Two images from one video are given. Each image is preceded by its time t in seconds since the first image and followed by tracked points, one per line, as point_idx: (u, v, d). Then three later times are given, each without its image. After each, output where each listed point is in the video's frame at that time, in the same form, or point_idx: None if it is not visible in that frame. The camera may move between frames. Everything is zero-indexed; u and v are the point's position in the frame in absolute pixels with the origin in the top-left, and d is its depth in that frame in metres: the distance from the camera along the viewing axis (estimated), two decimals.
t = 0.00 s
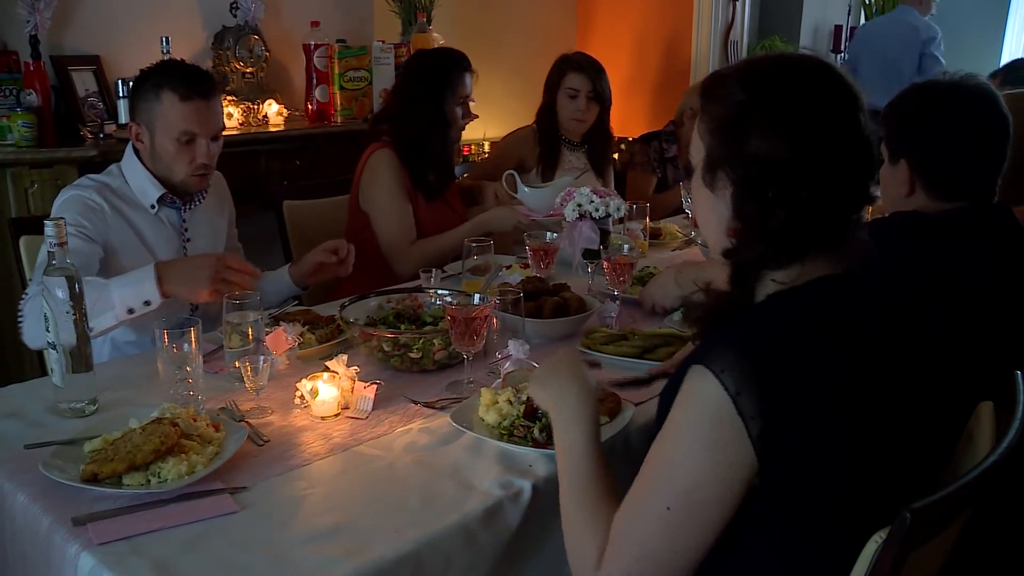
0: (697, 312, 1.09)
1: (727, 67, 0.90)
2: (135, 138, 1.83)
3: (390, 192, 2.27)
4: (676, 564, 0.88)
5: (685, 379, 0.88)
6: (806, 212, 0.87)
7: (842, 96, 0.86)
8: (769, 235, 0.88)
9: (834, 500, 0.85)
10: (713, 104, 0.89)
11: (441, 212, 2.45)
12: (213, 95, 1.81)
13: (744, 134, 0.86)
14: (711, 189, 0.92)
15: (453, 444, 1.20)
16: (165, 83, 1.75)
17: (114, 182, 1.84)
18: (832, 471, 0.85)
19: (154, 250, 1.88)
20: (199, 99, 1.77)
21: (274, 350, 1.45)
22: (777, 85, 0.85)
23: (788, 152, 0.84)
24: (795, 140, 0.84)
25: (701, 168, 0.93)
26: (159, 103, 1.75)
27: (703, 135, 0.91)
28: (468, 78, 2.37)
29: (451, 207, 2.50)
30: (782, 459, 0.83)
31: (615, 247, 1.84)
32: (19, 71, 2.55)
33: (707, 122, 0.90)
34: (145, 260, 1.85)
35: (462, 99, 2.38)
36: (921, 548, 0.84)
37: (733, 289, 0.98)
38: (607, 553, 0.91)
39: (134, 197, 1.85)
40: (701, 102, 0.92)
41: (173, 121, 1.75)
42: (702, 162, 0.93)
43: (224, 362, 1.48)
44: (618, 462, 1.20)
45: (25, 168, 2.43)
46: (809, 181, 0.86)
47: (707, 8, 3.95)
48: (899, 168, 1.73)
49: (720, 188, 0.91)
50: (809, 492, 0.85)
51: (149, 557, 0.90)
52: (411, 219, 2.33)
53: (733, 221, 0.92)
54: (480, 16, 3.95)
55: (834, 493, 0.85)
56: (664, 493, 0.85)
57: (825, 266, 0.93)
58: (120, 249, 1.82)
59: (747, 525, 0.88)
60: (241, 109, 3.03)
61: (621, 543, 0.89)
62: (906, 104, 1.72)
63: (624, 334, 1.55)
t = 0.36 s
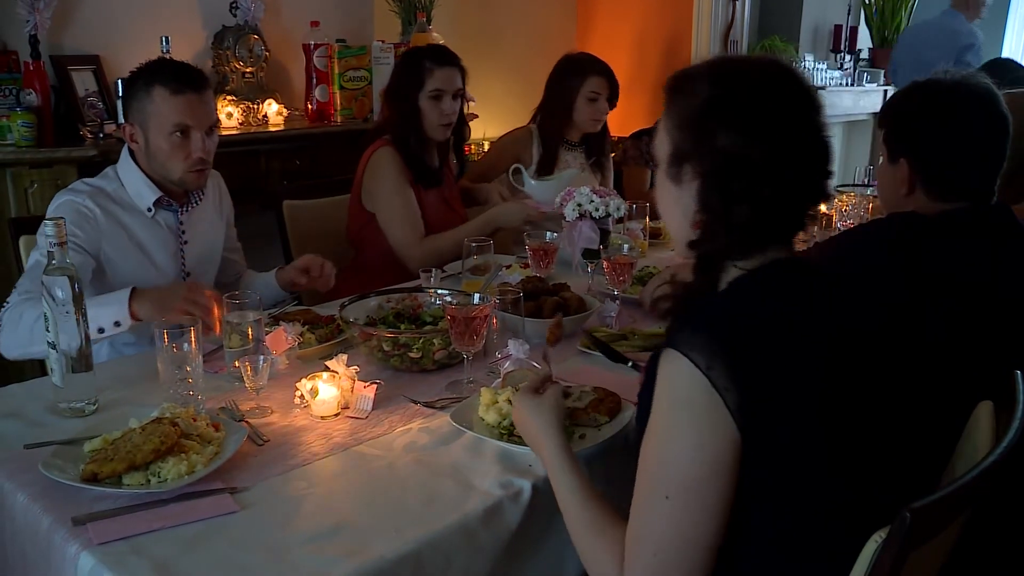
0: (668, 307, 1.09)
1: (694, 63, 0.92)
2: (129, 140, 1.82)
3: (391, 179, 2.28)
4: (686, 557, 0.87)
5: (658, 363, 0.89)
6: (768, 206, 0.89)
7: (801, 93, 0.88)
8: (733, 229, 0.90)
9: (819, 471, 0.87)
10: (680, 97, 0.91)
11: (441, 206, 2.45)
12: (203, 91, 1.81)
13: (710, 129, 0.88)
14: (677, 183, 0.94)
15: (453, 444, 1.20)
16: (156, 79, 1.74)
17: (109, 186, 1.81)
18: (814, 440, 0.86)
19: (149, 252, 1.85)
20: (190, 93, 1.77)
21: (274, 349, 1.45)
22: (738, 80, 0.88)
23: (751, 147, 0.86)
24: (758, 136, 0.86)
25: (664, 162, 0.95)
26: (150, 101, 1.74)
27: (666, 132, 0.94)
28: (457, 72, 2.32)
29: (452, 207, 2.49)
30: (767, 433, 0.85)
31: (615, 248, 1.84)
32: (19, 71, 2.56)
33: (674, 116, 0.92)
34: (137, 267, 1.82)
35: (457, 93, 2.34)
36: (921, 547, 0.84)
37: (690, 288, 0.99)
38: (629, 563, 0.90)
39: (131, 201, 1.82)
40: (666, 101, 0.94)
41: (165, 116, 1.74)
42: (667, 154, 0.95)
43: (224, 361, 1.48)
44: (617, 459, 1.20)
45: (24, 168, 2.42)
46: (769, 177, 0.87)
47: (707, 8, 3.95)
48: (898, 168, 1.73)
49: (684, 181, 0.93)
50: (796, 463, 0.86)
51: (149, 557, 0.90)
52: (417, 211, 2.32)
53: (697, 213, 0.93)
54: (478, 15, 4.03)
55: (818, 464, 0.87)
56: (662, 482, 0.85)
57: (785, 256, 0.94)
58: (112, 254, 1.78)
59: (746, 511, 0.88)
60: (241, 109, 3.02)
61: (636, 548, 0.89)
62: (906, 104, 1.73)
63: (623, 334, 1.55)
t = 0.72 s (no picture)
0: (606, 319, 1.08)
1: (604, 88, 0.92)
2: (122, 143, 1.76)
3: (399, 165, 2.28)
4: (658, 536, 0.87)
5: (625, 346, 0.89)
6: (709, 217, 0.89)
7: (711, 104, 0.89)
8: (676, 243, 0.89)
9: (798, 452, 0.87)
10: (602, 121, 0.90)
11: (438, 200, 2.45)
12: (203, 92, 1.80)
13: (639, 150, 0.88)
14: (612, 208, 0.92)
15: (452, 444, 1.20)
16: (165, 83, 1.73)
17: (102, 190, 1.80)
18: (791, 425, 0.87)
19: (144, 254, 1.84)
20: (196, 96, 1.76)
21: (274, 349, 1.46)
22: (654, 100, 0.88)
23: (684, 164, 0.87)
24: (690, 153, 0.87)
25: (595, 185, 0.93)
26: (161, 105, 1.71)
27: (591, 160, 0.92)
28: (452, 72, 2.31)
29: (448, 203, 2.49)
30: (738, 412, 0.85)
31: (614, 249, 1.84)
32: (19, 71, 2.55)
33: (595, 142, 0.91)
34: (133, 273, 1.81)
35: (450, 92, 2.32)
36: (919, 547, 0.84)
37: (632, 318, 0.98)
38: (605, 542, 0.90)
39: (125, 205, 1.81)
40: (582, 126, 0.94)
41: (181, 119, 1.73)
42: (595, 182, 0.93)
43: (224, 361, 1.48)
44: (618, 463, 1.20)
45: (25, 168, 2.43)
46: (703, 192, 0.88)
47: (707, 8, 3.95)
48: (898, 167, 1.74)
49: (621, 206, 0.91)
50: (772, 444, 0.86)
51: (149, 556, 0.90)
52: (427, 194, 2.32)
53: (637, 233, 0.92)
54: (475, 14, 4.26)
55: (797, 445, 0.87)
56: (633, 458, 0.86)
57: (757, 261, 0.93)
58: (109, 258, 1.77)
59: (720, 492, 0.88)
60: (241, 109, 3.02)
61: (612, 527, 0.89)
62: (905, 103, 1.73)
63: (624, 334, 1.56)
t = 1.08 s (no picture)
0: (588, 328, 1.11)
1: (586, 95, 0.96)
2: (126, 143, 1.75)
3: (401, 166, 2.28)
4: (626, 519, 0.90)
5: (607, 341, 0.93)
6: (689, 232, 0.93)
7: (681, 114, 0.94)
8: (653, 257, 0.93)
9: (771, 443, 0.89)
10: (580, 127, 0.95)
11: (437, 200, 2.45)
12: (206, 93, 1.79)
13: (627, 164, 0.92)
14: (593, 216, 0.97)
15: (452, 444, 1.20)
16: (175, 88, 1.72)
17: (100, 192, 1.80)
18: (774, 423, 0.89)
19: (143, 255, 1.84)
20: (203, 98, 1.76)
21: (274, 348, 1.45)
22: (633, 107, 0.93)
23: (668, 181, 0.91)
24: (671, 170, 0.92)
25: (576, 192, 0.97)
26: (172, 110, 1.71)
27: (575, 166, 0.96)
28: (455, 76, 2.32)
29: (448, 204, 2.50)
30: (710, 400, 0.87)
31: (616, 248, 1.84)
32: (19, 71, 2.55)
33: (579, 153, 0.95)
34: (133, 274, 1.81)
35: (454, 96, 2.33)
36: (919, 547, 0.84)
37: (604, 320, 1.02)
38: (575, 526, 0.93)
39: (125, 206, 1.81)
40: (568, 131, 0.96)
41: (193, 123, 1.73)
42: (576, 190, 0.97)
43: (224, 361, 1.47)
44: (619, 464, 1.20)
45: (25, 167, 2.43)
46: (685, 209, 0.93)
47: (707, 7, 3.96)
48: (893, 167, 1.74)
49: (603, 212, 0.96)
50: (746, 435, 0.88)
51: (150, 555, 0.90)
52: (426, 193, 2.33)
53: (614, 241, 0.97)
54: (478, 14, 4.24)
55: (771, 436, 0.89)
56: (606, 444, 0.89)
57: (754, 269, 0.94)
58: (106, 260, 1.77)
59: (693, 483, 0.90)
60: (241, 108, 3.02)
61: (582, 512, 0.92)
62: (899, 104, 1.73)
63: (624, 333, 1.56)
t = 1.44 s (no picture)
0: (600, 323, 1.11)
1: (600, 92, 0.96)
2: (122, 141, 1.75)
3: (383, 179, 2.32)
4: (628, 517, 0.90)
5: (614, 340, 0.93)
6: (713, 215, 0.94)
7: (686, 113, 0.95)
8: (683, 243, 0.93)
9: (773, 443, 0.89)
10: (598, 122, 0.95)
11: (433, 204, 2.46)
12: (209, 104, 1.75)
13: (660, 149, 0.92)
14: (620, 209, 0.95)
15: (454, 443, 1.20)
16: (167, 90, 1.68)
17: (100, 191, 1.80)
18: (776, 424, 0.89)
19: (142, 254, 1.84)
20: (201, 107, 1.71)
21: (274, 348, 1.46)
22: (646, 96, 0.94)
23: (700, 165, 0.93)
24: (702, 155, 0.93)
25: (598, 188, 0.95)
26: (159, 112, 1.68)
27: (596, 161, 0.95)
28: (459, 76, 2.32)
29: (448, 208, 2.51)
30: (715, 399, 0.87)
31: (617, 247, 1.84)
32: (20, 70, 2.55)
33: (598, 147, 0.95)
34: (133, 273, 1.81)
35: (456, 96, 2.34)
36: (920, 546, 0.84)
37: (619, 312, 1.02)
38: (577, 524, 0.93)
39: (123, 204, 1.81)
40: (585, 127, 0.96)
41: (174, 130, 1.68)
42: (599, 186, 0.95)
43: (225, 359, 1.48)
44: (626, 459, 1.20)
45: (26, 166, 2.43)
46: (718, 197, 0.94)
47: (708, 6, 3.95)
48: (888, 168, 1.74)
49: (632, 205, 0.94)
50: (750, 434, 0.88)
51: (149, 555, 0.90)
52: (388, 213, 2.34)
53: (639, 234, 0.96)
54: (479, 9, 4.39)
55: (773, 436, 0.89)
56: (611, 441, 0.89)
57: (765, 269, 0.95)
58: (105, 258, 1.77)
59: (694, 481, 0.90)
60: (242, 107, 3.02)
61: (585, 509, 0.92)
62: (893, 107, 1.74)
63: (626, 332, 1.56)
